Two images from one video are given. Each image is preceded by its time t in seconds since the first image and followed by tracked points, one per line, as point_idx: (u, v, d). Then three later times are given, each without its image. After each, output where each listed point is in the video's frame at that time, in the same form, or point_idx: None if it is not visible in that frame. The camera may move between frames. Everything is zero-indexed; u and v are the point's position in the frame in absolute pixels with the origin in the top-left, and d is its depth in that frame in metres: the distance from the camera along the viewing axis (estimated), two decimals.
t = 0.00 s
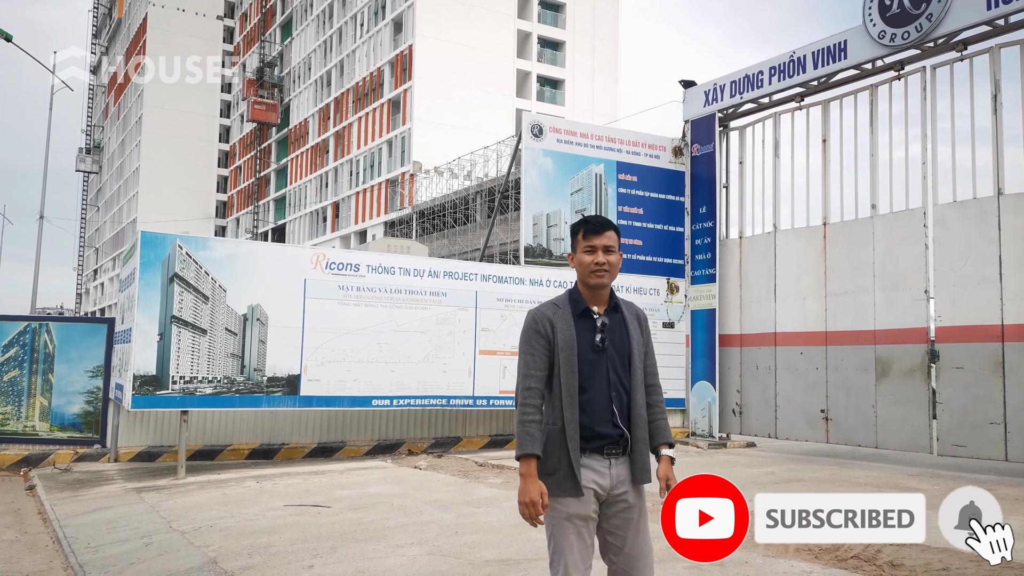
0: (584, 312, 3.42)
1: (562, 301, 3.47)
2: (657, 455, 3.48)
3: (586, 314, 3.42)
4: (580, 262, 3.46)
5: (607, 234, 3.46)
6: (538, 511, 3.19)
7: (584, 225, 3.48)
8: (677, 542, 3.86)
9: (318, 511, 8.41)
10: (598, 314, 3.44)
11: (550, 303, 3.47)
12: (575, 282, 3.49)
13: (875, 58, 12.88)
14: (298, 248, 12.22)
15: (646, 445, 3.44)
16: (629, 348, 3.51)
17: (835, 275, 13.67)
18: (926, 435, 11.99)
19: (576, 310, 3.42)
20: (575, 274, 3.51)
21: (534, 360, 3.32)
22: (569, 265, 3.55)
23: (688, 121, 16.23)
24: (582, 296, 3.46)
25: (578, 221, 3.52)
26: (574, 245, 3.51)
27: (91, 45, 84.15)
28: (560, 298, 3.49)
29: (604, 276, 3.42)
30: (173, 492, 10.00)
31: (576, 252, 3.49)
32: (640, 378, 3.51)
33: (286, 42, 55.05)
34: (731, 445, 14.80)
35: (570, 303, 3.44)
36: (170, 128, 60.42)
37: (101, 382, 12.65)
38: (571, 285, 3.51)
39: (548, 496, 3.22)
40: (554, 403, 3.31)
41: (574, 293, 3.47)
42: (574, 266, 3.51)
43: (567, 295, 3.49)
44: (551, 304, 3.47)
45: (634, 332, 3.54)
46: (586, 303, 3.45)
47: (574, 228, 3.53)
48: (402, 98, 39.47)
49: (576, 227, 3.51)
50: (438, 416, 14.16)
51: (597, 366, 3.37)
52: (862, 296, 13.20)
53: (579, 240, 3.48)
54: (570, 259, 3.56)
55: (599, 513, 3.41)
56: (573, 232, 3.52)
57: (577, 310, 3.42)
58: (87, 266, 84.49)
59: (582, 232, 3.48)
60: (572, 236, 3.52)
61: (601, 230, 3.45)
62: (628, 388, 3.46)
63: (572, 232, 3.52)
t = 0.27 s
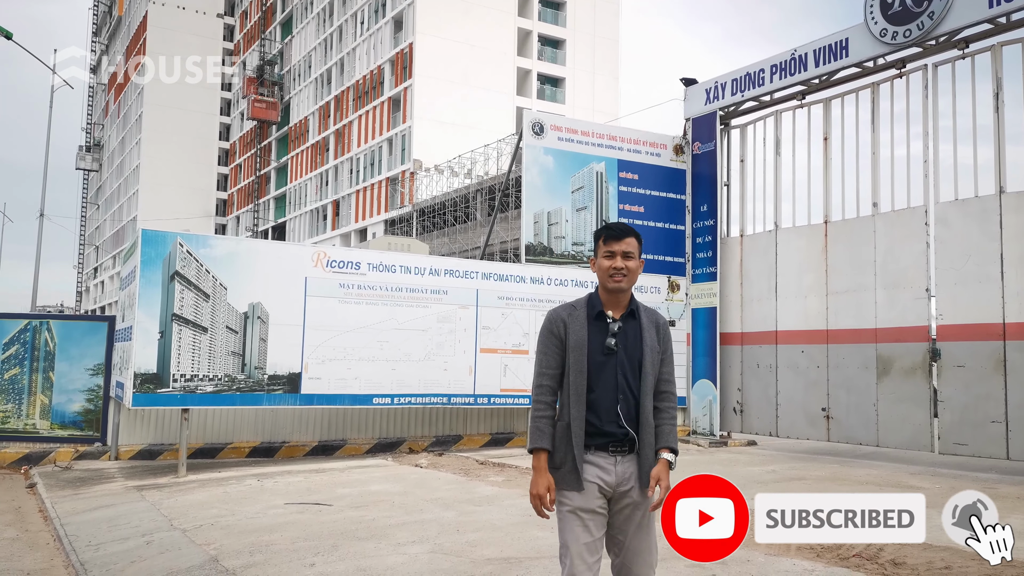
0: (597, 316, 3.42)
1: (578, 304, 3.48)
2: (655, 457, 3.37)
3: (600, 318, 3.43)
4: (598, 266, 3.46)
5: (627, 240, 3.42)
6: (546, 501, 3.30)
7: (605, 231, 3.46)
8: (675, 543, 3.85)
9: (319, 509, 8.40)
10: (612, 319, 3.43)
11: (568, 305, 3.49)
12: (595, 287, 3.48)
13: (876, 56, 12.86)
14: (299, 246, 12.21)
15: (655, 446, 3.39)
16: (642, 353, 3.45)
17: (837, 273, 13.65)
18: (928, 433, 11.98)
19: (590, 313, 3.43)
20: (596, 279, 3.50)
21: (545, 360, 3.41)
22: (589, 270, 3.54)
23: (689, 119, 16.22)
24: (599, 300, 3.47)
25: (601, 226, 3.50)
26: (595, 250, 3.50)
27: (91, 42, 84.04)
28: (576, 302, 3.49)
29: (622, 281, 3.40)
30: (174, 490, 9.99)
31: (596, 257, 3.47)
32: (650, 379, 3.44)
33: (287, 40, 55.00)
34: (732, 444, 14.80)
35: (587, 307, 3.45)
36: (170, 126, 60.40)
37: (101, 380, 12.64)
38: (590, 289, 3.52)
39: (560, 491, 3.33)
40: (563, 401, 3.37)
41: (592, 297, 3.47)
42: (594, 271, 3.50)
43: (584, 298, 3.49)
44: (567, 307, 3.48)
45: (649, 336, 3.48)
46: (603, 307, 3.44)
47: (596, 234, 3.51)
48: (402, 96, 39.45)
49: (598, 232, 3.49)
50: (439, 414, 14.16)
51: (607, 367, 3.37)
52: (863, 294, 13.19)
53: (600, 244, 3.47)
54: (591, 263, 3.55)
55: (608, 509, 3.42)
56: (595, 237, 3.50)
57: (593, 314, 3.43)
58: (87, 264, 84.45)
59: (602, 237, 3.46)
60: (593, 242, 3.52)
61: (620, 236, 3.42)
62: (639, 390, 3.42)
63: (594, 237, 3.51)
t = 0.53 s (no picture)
0: (605, 311, 3.42)
1: (588, 298, 3.48)
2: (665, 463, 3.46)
3: (607, 312, 3.43)
4: (610, 263, 3.47)
5: (638, 238, 3.44)
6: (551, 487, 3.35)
7: (619, 230, 3.47)
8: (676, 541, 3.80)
9: (318, 508, 8.36)
10: (621, 314, 3.43)
11: (579, 299, 3.50)
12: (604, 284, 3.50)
13: (878, 53, 12.80)
14: (299, 244, 12.17)
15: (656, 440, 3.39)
16: (648, 350, 3.44)
17: (838, 271, 13.60)
18: (929, 431, 11.95)
19: (599, 308, 3.44)
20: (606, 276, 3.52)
21: (552, 348, 3.41)
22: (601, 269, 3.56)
23: (690, 116, 16.17)
24: (609, 295, 3.47)
25: (612, 225, 3.54)
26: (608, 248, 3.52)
27: (91, 40, 83.85)
28: (587, 297, 3.51)
29: (632, 277, 3.41)
30: (173, 488, 9.95)
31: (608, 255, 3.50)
32: (655, 375, 3.42)
33: (286, 38, 54.90)
34: (733, 442, 14.77)
35: (597, 302, 3.45)
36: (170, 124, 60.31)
37: (100, 378, 12.60)
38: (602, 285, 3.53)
39: (563, 479, 3.34)
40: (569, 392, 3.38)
41: (602, 293, 3.48)
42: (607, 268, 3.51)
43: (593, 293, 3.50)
44: (578, 301, 3.49)
45: (658, 335, 3.46)
46: (612, 303, 3.45)
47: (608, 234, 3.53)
48: (402, 94, 39.37)
49: (611, 231, 3.51)
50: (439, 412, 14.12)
51: (611, 360, 3.37)
52: (864, 291, 13.13)
53: (611, 243, 3.49)
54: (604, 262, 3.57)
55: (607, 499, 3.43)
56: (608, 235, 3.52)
57: (603, 308, 3.43)
58: (86, 262, 84.35)
59: (615, 236, 3.48)
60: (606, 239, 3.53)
61: (632, 233, 3.44)
62: (643, 389, 3.41)
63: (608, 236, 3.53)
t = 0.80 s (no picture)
0: (608, 303, 3.35)
1: (589, 292, 3.41)
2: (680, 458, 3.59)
3: (609, 305, 3.36)
4: (614, 255, 3.39)
5: (640, 230, 3.37)
6: (551, 482, 3.23)
7: (620, 221, 3.39)
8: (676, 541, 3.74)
9: (316, 507, 8.28)
10: (626, 307, 3.38)
11: (580, 291, 3.43)
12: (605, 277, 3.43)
13: (880, 48, 12.70)
14: (297, 241, 12.07)
15: (654, 435, 3.36)
16: (651, 345, 3.40)
17: (840, 268, 13.51)
18: (931, 430, 11.87)
19: (604, 300, 3.37)
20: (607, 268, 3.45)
21: (555, 336, 3.31)
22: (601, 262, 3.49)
23: (690, 112, 16.07)
24: (613, 287, 3.40)
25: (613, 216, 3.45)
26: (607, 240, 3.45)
27: (91, 38, 83.68)
28: (589, 288, 3.43)
29: (633, 270, 3.34)
30: (170, 488, 9.86)
31: (608, 248, 3.43)
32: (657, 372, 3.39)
33: (286, 35, 54.76)
34: (733, 441, 14.71)
35: (598, 294, 3.38)
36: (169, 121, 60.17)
37: (97, 376, 12.54)
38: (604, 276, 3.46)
39: (562, 473, 3.24)
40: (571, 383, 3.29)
41: (603, 286, 3.41)
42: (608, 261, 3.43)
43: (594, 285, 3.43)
44: (579, 294, 3.42)
45: (660, 330, 3.43)
46: (614, 295, 3.38)
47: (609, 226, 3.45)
48: (402, 91, 39.25)
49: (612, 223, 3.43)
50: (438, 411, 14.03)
51: (615, 353, 3.31)
52: (866, 289, 13.04)
53: (611, 235, 3.41)
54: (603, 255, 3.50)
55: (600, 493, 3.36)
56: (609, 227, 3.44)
57: (604, 300, 3.36)
58: (86, 259, 84.20)
59: (616, 227, 3.40)
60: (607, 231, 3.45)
61: (633, 225, 3.36)
62: (644, 385, 3.36)
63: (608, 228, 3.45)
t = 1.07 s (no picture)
0: (601, 302, 3.29)
1: (581, 291, 3.33)
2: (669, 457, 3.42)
3: (602, 302, 3.30)
4: (603, 256, 3.35)
5: (627, 229, 3.36)
6: (556, 494, 3.10)
7: (607, 220, 3.38)
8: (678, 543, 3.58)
9: (313, 510, 8.17)
10: (615, 306, 3.32)
11: (572, 290, 3.34)
12: (596, 275, 3.38)
13: (883, 46, 12.58)
14: (295, 241, 11.97)
15: (647, 438, 3.30)
16: (640, 346, 3.35)
17: (842, 268, 13.40)
18: (935, 431, 11.77)
19: (594, 300, 3.30)
20: (596, 268, 3.39)
21: (547, 340, 3.21)
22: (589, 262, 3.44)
23: (691, 111, 15.96)
24: (600, 287, 3.35)
25: (596, 216, 3.44)
26: (593, 240, 3.41)
27: (91, 37, 83.51)
28: (579, 288, 3.35)
29: (627, 267, 3.30)
30: (165, 490, 9.75)
31: (596, 247, 3.38)
32: (648, 373, 3.35)
33: (286, 34, 54.63)
34: (735, 442, 14.66)
35: (591, 292, 3.31)
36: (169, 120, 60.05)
37: (94, 377, 12.43)
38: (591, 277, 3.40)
39: (566, 483, 3.11)
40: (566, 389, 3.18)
41: (595, 284, 3.35)
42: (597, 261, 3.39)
43: (584, 285, 3.36)
44: (571, 293, 3.33)
45: (646, 331, 3.41)
46: (604, 294, 3.33)
47: (595, 226, 3.42)
48: (403, 90, 39.11)
49: (598, 222, 3.40)
50: (438, 411, 13.93)
51: (609, 355, 3.24)
52: (869, 289, 12.93)
53: (599, 235, 3.38)
54: (589, 256, 3.45)
55: (594, 502, 3.26)
56: (594, 227, 3.41)
57: (597, 299, 3.31)
58: (86, 258, 83.98)
59: (604, 225, 3.38)
60: (593, 232, 3.41)
61: (621, 224, 3.36)
62: (635, 386, 3.31)
63: (594, 228, 3.42)
